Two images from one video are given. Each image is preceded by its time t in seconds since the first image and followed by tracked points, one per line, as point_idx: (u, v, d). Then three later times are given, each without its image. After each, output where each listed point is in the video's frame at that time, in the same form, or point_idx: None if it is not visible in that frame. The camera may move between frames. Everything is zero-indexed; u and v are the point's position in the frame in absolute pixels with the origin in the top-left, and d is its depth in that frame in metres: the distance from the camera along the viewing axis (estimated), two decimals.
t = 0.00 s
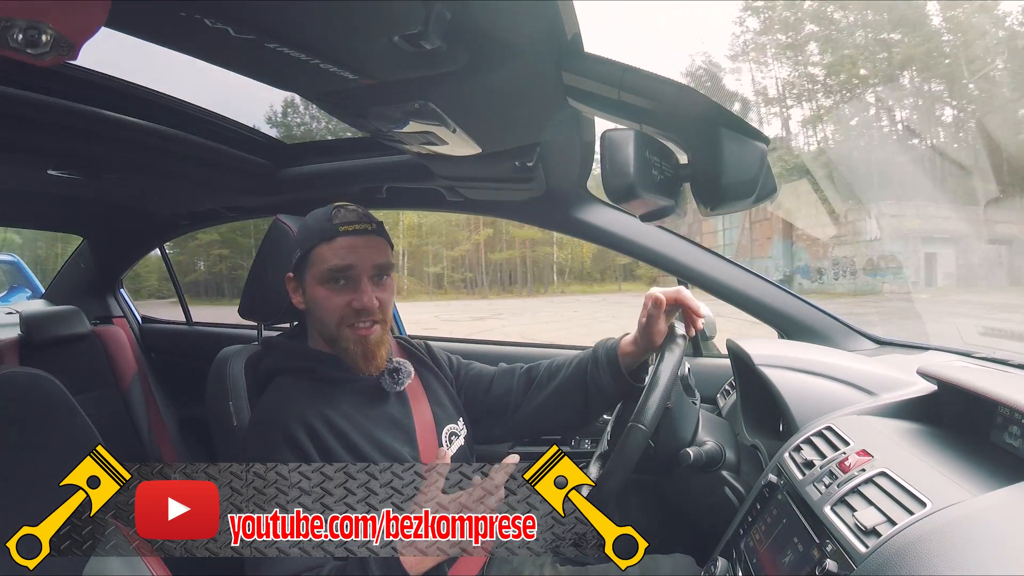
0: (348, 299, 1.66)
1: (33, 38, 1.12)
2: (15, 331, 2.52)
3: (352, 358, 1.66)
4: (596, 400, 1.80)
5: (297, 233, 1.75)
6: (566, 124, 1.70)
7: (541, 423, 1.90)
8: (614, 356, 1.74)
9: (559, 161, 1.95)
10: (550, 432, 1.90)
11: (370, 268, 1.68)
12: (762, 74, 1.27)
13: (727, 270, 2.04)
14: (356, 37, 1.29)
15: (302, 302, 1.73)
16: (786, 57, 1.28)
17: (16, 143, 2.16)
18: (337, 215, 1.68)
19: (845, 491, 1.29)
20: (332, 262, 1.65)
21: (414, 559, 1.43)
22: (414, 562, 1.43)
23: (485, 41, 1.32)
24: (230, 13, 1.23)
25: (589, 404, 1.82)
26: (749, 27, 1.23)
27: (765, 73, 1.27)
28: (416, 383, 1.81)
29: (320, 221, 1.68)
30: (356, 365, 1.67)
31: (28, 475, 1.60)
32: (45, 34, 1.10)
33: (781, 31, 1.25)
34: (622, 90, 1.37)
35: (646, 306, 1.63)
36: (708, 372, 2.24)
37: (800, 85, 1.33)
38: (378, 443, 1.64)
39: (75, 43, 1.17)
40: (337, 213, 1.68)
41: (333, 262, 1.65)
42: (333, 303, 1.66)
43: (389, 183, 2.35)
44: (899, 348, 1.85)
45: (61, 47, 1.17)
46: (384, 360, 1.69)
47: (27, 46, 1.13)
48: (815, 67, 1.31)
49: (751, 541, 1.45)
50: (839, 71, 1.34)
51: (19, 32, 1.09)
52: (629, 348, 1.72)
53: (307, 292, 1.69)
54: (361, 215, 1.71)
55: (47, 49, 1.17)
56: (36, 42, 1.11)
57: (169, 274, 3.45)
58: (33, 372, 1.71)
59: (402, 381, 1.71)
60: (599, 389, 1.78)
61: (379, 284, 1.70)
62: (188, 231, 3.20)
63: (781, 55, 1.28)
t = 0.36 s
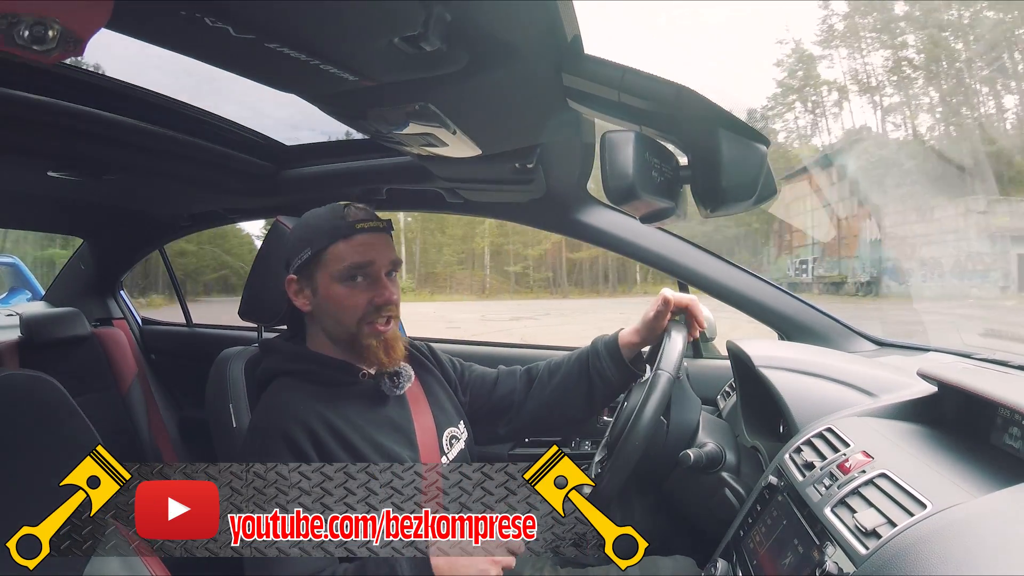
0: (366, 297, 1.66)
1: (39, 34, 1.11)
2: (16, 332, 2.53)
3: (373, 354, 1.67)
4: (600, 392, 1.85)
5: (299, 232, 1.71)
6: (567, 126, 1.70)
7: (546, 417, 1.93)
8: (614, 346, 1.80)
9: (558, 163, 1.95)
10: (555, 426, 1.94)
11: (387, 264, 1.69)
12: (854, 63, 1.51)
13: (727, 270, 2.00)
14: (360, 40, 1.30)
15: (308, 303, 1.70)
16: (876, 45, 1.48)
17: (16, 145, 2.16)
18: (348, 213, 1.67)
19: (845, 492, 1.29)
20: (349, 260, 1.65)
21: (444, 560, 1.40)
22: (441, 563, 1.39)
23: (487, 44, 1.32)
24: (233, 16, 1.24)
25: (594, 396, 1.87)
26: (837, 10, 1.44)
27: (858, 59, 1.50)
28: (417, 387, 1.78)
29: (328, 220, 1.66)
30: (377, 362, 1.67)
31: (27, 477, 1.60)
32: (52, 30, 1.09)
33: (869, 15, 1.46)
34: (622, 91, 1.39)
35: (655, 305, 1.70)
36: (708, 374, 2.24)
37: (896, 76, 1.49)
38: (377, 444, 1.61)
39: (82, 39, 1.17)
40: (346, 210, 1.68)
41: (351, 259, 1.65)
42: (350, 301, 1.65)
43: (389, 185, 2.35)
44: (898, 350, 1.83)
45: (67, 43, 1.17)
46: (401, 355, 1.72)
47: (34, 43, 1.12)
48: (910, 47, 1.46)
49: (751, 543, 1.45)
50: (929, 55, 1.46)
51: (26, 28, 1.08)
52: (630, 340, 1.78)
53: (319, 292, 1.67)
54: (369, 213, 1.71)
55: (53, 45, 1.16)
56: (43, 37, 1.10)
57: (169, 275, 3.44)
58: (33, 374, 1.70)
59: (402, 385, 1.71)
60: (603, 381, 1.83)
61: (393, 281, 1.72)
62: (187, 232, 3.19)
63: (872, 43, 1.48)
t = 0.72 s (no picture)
0: (412, 284, 1.73)
1: (37, 35, 1.11)
2: (16, 331, 2.53)
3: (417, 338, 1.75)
4: (590, 396, 1.90)
5: (332, 227, 1.66)
6: (568, 123, 1.70)
7: (544, 420, 1.95)
8: (606, 354, 1.86)
9: (558, 162, 1.94)
10: (550, 430, 1.97)
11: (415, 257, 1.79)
12: (958, 36, 1.44)
13: (726, 268, 1.98)
14: (361, 39, 1.30)
15: (352, 295, 1.66)
16: (979, 15, 1.42)
17: (15, 144, 2.16)
18: (379, 206, 1.72)
19: (845, 492, 1.29)
20: (398, 250, 1.71)
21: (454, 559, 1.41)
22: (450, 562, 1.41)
23: (487, 43, 1.32)
24: (233, 15, 1.24)
25: (585, 401, 1.91)
26: None
27: (963, 31, 1.44)
28: (420, 391, 1.77)
29: (370, 213, 1.69)
30: (413, 344, 1.75)
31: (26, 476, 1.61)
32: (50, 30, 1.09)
33: None
34: (622, 91, 1.43)
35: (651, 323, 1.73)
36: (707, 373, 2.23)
37: (1007, 49, 1.39)
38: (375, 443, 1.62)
39: (80, 41, 1.17)
40: (380, 206, 1.72)
41: (401, 249, 1.72)
42: (402, 289, 1.70)
43: (389, 183, 2.35)
44: (898, 350, 1.80)
45: (66, 45, 1.17)
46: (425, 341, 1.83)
47: (32, 44, 1.13)
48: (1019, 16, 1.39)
49: (751, 542, 1.45)
50: None
51: (23, 29, 1.09)
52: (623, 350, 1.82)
53: (371, 282, 1.66)
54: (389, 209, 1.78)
55: (52, 47, 1.17)
56: (40, 39, 1.11)
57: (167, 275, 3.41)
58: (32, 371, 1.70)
59: (408, 384, 1.69)
60: (594, 386, 1.88)
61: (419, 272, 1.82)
62: (188, 232, 3.19)
63: (974, 13, 1.43)
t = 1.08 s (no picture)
0: (413, 286, 1.77)
1: (34, 38, 1.13)
2: (16, 333, 2.53)
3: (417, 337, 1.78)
4: (585, 405, 1.89)
5: (336, 230, 1.66)
6: (568, 125, 1.70)
7: (541, 428, 1.93)
8: (603, 363, 1.86)
9: (558, 164, 1.95)
10: (546, 440, 1.95)
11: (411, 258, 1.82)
12: None
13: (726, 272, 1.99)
14: (359, 41, 1.30)
15: (360, 298, 1.68)
16: None
17: (16, 146, 2.16)
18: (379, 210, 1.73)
19: (845, 493, 1.29)
20: (399, 252, 1.74)
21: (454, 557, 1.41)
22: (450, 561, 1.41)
23: (485, 45, 1.32)
24: (232, 18, 1.24)
25: (580, 409, 1.90)
26: None
27: None
28: (422, 389, 1.78)
29: (372, 216, 1.70)
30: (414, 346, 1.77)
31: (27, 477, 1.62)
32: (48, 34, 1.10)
33: None
34: (623, 93, 1.42)
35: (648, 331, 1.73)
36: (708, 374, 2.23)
37: None
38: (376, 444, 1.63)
39: (79, 44, 1.18)
40: (379, 208, 1.73)
41: (402, 251, 1.74)
42: (406, 291, 1.73)
43: (389, 185, 2.35)
44: (898, 351, 1.79)
45: (64, 48, 1.18)
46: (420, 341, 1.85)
47: (29, 47, 1.15)
48: None
49: (751, 543, 1.45)
50: None
51: (20, 32, 1.10)
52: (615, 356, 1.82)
53: (378, 285, 1.69)
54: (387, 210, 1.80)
55: (49, 50, 1.18)
56: (37, 42, 1.12)
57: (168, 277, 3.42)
58: (32, 374, 1.70)
59: (408, 385, 1.69)
60: (588, 394, 1.88)
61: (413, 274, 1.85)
62: (188, 233, 3.19)
63: None
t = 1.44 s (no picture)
0: (408, 287, 1.75)
1: (32, 41, 1.11)
2: (16, 334, 2.53)
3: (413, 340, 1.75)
4: (584, 413, 1.87)
5: (328, 230, 1.67)
6: (568, 127, 1.70)
7: (539, 432, 1.93)
8: (600, 367, 1.84)
9: (558, 165, 1.95)
10: (544, 443, 1.95)
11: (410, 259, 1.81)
12: None
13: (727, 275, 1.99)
14: (359, 42, 1.30)
15: (350, 298, 1.68)
16: None
17: (16, 147, 2.16)
18: (374, 211, 1.74)
19: (846, 494, 1.29)
20: (393, 253, 1.73)
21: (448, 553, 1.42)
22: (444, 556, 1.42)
23: (485, 46, 1.32)
24: (232, 19, 1.24)
25: (577, 414, 1.88)
26: None
27: None
28: (424, 388, 1.78)
29: (365, 216, 1.70)
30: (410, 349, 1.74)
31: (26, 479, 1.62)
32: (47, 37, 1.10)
33: None
34: (621, 93, 1.42)
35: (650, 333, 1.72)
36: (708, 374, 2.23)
37: None
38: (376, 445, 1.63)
39: (77, 49, 1.18)
40: (374, 209, 1.74)
41: (396, 251, 1.73)
42: (399, 291, 1.72)
43: (389, 186, 2.35)
44: (898, 351, 1.74)
45: (62, 52, 1.17)
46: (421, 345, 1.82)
47: (27, 49, 1.13)
48: None
49: (752, 544, 1.45)
50: None
51: (19, 35, 1.09)
52: (615, 360, 1.80)
53: (369, 285, 1.68)
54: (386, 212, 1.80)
55: (46, 53, 1.17)
56: (36, 45, 1.11)
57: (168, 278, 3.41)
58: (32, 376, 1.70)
59: (408, 381, 1.70)
60: (586, 400, 1.86)
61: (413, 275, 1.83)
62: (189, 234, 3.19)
63: None
